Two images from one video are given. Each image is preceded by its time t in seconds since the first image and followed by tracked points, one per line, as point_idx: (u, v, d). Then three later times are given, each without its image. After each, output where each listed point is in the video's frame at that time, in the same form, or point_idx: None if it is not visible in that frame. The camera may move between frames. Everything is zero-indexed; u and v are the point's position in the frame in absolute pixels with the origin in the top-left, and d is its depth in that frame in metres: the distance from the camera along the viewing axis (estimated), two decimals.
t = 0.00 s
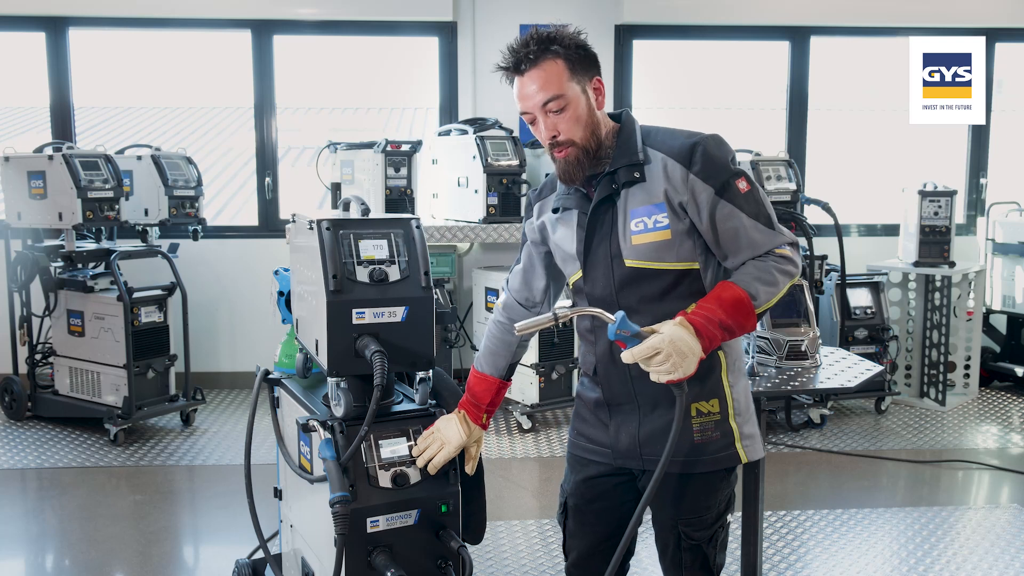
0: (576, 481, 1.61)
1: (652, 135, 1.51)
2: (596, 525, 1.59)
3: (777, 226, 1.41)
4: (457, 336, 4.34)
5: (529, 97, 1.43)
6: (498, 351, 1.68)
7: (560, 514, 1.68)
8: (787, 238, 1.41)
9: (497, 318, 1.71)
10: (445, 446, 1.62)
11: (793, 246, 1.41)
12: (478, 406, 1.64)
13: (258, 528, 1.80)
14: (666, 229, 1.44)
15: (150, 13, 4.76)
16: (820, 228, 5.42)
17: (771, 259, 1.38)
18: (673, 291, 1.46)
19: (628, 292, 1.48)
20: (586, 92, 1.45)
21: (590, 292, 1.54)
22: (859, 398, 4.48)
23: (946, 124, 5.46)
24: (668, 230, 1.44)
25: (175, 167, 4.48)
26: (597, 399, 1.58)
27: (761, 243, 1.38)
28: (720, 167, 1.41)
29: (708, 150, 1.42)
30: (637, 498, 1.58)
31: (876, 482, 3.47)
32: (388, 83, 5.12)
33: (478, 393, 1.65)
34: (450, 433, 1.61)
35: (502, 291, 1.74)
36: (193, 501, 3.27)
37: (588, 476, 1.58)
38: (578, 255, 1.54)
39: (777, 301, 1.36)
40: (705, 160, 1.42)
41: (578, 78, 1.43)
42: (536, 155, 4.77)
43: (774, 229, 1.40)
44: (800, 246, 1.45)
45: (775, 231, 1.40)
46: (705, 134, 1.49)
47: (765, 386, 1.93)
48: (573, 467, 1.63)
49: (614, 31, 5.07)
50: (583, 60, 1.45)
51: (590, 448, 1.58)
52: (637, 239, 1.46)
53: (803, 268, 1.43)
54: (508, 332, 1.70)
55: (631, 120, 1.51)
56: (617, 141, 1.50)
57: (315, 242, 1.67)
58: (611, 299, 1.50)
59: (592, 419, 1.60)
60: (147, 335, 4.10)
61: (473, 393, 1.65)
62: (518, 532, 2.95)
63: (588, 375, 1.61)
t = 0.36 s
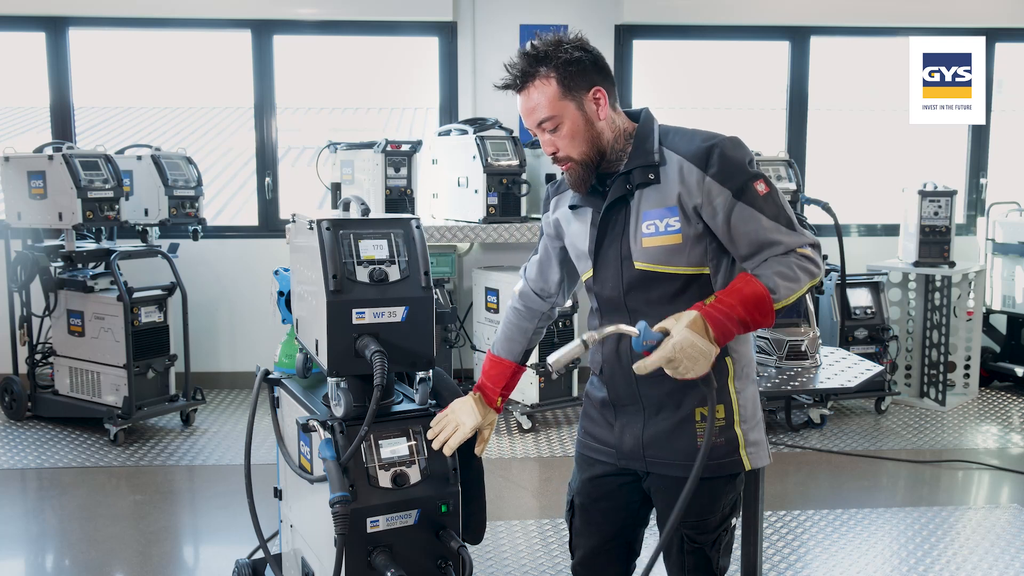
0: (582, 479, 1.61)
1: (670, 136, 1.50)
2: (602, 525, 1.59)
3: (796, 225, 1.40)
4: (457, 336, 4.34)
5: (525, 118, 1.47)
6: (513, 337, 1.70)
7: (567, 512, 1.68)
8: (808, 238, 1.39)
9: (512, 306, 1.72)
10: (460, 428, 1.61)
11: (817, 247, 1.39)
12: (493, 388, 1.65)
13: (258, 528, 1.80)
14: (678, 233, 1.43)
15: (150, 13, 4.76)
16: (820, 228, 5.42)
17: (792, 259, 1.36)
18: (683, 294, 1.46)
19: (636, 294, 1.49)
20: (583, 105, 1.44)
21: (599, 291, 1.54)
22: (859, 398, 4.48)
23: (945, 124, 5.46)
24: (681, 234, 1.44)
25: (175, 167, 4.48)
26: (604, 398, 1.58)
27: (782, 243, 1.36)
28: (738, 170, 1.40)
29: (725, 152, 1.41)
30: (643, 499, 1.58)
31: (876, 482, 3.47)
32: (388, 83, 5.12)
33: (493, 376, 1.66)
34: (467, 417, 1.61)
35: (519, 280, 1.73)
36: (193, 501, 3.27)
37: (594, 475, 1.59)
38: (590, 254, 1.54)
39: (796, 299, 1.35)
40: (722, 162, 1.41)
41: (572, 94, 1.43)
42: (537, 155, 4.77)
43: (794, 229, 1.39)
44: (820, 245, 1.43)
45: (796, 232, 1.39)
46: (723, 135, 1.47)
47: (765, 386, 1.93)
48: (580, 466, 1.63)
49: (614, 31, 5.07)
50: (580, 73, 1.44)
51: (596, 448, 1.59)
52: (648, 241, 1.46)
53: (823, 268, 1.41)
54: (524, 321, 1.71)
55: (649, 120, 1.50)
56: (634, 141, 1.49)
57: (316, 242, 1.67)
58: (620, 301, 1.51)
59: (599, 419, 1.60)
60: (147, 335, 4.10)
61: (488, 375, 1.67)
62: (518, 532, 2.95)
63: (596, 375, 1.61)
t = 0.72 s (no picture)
0: (582, 478, 1.61)
1: (673, 136, 1.49)
2: (601, 524, 1.59)
3: (794, 237, 1.41)
4: (457, 336, 4.34)
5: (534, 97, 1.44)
6: (518, 331, 1.71)
7: (567, 511, 1.68)
8: (804, 250, 1.40)
9: (518, 301, 1.73)
10: (462, 422, 1.60)
11: (810, 259, 1.40)
12: (497, 382, 1.66)
13: (258, 528, 1.80)
14: (678, 235, 1.44)
15: (150, 13, 4.76)
16: (820, 228, 5.42)
17: (789, 269, 1.36)
18: (682, 296, 1.47)
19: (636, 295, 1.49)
20: (593, 93, 1.43)
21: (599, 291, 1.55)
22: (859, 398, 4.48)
23: (945, 125, 5.47)
24: (680, 237, 1.44)
25: (175, 167, 4.48)
26: (602, 398, 1.58)
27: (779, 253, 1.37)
28: (739, 176, 1.40)
29: (727, 156, 1.41)
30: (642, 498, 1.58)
31: (876, 482, 3.47)
32: (388, 83, 5.12)
33: (496, 371, 1.67)
34: (467, 409, 1.60)
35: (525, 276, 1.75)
36: (193, 501, 3.27)
37: (592, 475, 1.59)
38: (590, 253, 1.55)
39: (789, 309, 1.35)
40: (724, 167, 1.41)
41: (584, 80, 1.41)
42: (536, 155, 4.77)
43: (791, 240, 1.39)
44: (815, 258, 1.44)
45: (793, 243, 1.40)
46: (727, 137, 1.46)
47: (765, 386, 1.93)
48: (579, 465, 1.63)
49: (614, 31, 5.08)
50: (593, 61, 1.42)
51: (595, 447, 1.59)
52: (647, 243, 1.46)
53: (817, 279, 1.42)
54: (530, 317, 1.72)
55: (654, 120, 1.49)
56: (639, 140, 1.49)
57: (316, 242, 1.67)
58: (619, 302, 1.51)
59: (598, 417, 1.60)
60: (147, 334, 4.10)
61: (491, 370, 1.68)
62: (518, 532, 2.95)
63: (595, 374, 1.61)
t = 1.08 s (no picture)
0: (576, 479, 1.61)
1: (670, 135, 1.49)
2: (596, 525, 1.59)
3: (789, 239, 1.42)
4: (457, 336, 4.34)
5: (562, 68, 1.44)
6: (514, 331, 1.71)
7: (561, 512, 1.68)
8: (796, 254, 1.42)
9: (512, 301, 1.73)
10: (461, 422, 1.61)
11: (801, 263, 1.42)
12: (496, 382, 1.65)
13: (258, 528, 1.80)
14: (675, 234, 1.44)
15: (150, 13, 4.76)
16: (820, 227, 5.42)
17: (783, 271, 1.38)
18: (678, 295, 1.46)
19: (631, 296, 1.48)
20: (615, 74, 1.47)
21: (594, 289, 1.53)
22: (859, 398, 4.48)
23: (945, 124, 5.47)
24: (677, 235, 1.44)
25: (175, 167, 4.48)
26: (595, 398, 1.58)
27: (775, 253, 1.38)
28: (737, 176, 1.41)
29: (725, 157, 1.42)
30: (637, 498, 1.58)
31: (876, 482, 3.47)
32: (388, 83, 5.12)
33: (494, 371, 1.67)
34: (467, 410, 1.61)
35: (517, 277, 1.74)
36: (193, 501, 3.26)
37: (586, 476, 1.59)
38: (586, 252, 1.54)
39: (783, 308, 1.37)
40: (722, 167, 1.41)
41: (610, 59, 1.45)
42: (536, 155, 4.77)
43: (785, 242, 1.41)
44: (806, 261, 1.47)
45: (787, 247, 1.41)
46: (723, 139, 1.48)
47: (765, 387, 1.93)
48: (573, 465, 1.63)
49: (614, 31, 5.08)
50: (613, 46, 1.48)
51: (588, 447, 1.59)
52: (644, 241, 1.45)
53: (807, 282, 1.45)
54: (525, 316, 1.72)
55: (650, 121, 1.49)
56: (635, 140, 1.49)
57: (315, 242, 1.67)
58: (615, 301, 1.50)
59: (590, 417, 1.60)
60: (147, 335, 4.10)
61: (490, 370, 1.67)
62: (518, 532, 2.95)
63: (587, 375, 1.61)
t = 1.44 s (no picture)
0: (570, 480, 1.61)
1: (673, 135, 1.49)
2: (591, 526, 1.59)
3: (787, 242, 1.43)
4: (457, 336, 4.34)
5: (545, 86, 1.42)
6: (513, 331, 1.72)
7: (556, 513, 1.68)
8: (794, 257, 1.43)
9: (512, 301, 1.73)
10: (461, 423, 1.62)
11: (799, 267, 1.43)
12: (496, 383, 1.66)
13: (258, 528, 1.80)
14: (676, 234, 1.44)
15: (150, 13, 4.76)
16: (821, 228, 5.42)
17: (782, 274, 1.39)
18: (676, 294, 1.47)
19: (631, 294, 1.48)
20: (604, 84, 1.42)
21: (593, 287, 1.53)
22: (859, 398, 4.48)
23: (945, 124, 5.47)
24: (678, 236, 1.44)
25: (175, 167, 4.48)
26: (592, 397, 1.58)
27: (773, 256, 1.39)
28: (739, 178, 1.41)
29: (728, 159, 1.42)
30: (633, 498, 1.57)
31: (876, 482, 3.47)
32: (388, 83, 5.12)
33: (494, 371, 1.67)
34: (467, 410, 1.61)
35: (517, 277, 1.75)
36: (193, 501, 3.26)
37: (581, 476, 1.59)
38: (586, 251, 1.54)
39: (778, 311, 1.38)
40: (724, 169, 1.42)
41: (596, 70, 1.41)
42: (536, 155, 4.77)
43: (784, 245, 1.42)
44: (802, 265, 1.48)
45: (785, 250, 1.42)
46: (726, 139, 1.47)
47: (765, 387, 1.93)
48: (568, 465, 1.63)
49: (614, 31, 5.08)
50: (604, 51, 1.43)
51: (584, 447, 1.59)
52: (645, 240, 1.45)
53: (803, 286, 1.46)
54: (524, 316, 1.72)
55: (652, 120, 1.49)
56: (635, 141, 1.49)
57: (316, 242, 1.67)
58: (615, 300, 1.50)
59: (586, 416, 1.60)
60: (147, 335, 4.10)
61: (490, 370, 1.68)
62: (518, 532, 2.95)
63: (584, 373, 1.61)
